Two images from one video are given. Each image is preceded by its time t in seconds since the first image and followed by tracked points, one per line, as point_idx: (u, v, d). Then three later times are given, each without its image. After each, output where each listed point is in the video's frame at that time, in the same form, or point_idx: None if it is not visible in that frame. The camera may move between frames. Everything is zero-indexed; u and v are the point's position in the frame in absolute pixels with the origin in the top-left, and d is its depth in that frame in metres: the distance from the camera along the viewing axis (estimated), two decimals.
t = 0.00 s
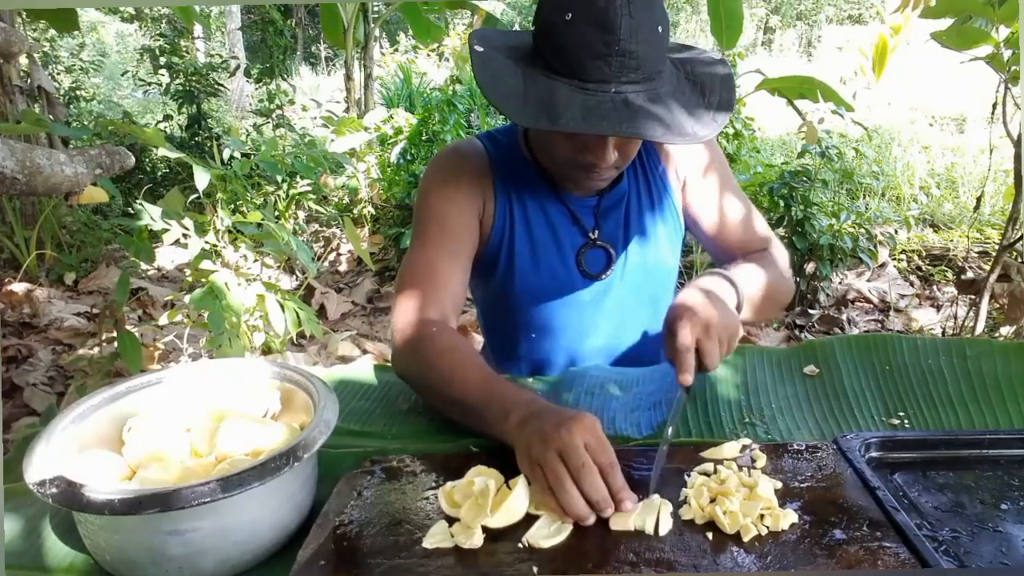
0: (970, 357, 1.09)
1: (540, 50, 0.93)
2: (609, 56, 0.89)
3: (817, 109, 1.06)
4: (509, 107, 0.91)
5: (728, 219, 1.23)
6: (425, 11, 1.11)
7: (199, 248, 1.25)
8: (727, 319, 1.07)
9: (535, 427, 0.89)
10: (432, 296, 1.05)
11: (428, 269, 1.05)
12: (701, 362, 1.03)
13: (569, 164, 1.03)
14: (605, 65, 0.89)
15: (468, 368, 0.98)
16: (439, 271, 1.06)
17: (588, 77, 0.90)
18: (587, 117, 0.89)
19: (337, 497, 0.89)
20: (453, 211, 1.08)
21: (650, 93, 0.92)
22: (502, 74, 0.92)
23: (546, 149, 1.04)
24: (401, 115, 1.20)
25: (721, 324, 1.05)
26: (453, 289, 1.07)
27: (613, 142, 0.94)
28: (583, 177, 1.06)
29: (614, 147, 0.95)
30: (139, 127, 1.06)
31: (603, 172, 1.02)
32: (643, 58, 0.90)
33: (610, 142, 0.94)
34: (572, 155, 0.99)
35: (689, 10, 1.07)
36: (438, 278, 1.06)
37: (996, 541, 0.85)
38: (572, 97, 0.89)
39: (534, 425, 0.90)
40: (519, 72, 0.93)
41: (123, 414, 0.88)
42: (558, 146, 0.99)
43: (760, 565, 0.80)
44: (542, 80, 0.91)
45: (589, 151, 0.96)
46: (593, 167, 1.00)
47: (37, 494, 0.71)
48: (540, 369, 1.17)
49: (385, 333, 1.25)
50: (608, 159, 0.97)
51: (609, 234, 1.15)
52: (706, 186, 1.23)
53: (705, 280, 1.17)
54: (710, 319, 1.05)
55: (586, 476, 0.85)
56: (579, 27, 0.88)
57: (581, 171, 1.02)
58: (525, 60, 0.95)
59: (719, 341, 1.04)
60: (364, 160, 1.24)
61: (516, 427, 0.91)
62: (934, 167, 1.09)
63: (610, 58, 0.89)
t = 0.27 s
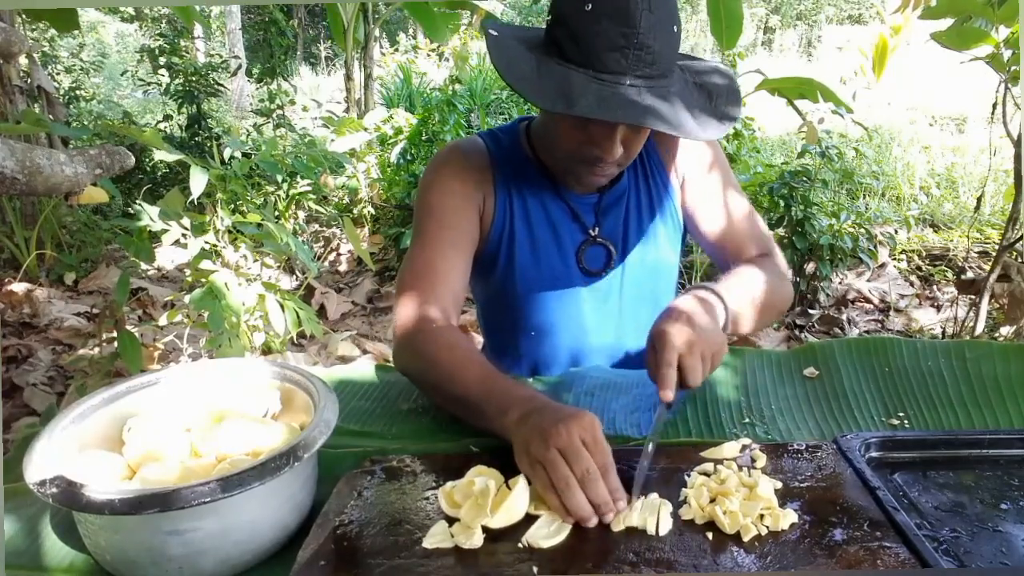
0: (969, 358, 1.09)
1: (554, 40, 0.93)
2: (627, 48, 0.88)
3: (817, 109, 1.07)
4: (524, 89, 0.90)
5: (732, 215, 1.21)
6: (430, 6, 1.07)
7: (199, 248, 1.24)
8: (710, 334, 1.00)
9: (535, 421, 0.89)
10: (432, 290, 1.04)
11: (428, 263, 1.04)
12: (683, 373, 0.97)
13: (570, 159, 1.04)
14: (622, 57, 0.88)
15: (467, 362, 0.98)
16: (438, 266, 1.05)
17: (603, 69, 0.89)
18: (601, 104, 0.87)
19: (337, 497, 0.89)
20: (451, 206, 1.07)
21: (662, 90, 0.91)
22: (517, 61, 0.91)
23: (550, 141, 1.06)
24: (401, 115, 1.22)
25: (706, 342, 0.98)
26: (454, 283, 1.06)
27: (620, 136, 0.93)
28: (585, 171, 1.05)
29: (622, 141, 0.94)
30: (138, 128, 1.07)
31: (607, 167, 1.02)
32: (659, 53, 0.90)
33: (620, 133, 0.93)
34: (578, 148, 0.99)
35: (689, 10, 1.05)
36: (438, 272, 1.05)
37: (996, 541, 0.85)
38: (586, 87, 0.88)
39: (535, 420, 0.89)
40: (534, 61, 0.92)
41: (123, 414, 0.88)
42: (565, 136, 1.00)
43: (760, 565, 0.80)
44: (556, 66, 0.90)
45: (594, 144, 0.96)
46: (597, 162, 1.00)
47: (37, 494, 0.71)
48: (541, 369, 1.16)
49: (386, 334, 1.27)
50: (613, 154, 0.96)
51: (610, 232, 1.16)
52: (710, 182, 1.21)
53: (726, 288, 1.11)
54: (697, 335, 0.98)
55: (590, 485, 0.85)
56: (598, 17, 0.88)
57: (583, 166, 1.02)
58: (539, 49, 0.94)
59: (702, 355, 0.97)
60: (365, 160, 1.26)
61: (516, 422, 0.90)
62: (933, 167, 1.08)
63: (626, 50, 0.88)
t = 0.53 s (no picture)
0: (969, 357, 1.09)
1: (558, 25, 0.98)
2: (633, 16, 0.93)
3: (817, 109, 1.08)
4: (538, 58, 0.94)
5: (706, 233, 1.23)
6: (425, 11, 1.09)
7: (199, 249, 1.24)
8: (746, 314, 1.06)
9: (607, 407, 0.81)
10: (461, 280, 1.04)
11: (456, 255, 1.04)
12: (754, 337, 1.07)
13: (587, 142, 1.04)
14: (629, 24, 0.93)
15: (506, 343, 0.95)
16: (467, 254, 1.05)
17: (612, 38, 0.93)
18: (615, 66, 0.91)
19: (337, 497, 0.89)
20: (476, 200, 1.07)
21: (672, 52, 0.94)
22: (527, 40, 0.96)
23: (565, 131, 1.06)
24: (401, 115, 1.20)
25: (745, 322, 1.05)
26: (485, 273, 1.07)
27: (634, 108, 0.98)
28: (602, 153, 1.05)
29: (635, 114, 0.99)
30: (137, 128, 1.07)
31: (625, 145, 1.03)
32: (663, 23, 0.95)
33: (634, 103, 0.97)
34: (595, 125, 1.01)
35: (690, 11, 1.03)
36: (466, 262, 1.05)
37: (996, 541, 0.85)
38: (597, 51, 0.92)
39: (605, 405, 0.81)
40: (542, 41, 0.96)
41: (123, 414, 0.88)
42: (580, 115, 1.01)
43: (760, 565, 0.81)
44: (567, 43, 0.94)
45: (612, 117, 0.99)
46: (615, 139, 1.02)
47: (37, 494, 0.71)
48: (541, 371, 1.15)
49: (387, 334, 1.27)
50: (630, 128, 1.00)
51: (624, 230, 1.15)
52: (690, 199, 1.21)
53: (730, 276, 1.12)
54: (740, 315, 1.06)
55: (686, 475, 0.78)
56: None
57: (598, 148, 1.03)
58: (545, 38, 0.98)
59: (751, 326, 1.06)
60: (364, 160, 1.25)
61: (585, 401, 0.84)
62: (934, 167, 1.09)
63: (632, 18, 0.93)
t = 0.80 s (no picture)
0: (969, 358, 1.08)
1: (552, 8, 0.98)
2: (613, 4, 0.92)
3: (817, 109, 1.07)
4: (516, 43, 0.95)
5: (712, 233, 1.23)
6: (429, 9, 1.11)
7: (199, 249, 1.24)
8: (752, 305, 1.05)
9: (566, 386, 0.81)
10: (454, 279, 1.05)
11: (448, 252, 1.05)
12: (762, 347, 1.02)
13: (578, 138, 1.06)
14: (609, 12, 0.92)
15: (472, 331, 0.98)
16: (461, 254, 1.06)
17: (592, 25, 0.93)
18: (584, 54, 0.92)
19: (337, 497, 0.89)
20: (473, 200, 1.08)
21: (652, 40, 0.93)
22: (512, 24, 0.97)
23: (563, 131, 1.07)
24: (401, 115, 1.19)
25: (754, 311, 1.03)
26: (475, 278, 1.08)
27: (614, 100, 0.98)
28: (586, 146, 1.06)
29: (615, 106, 0.99)
30: (138, 128, 1.07)
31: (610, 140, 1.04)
32: (647, 12, 0.93)
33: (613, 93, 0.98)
34: (577, 116, 1.02)
35: (689, 10, 1.03)
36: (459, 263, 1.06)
37: (996, 541, 0.85)
38: (574, 38, 0.92)
39: (568, 385, 0.81)
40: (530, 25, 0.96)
41: (123, 414, 0.88)
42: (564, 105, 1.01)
43: (760, 566, 0.81)
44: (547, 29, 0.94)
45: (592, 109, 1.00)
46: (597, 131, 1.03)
47: (37, 494, 0.71)
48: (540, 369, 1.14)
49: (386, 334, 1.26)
50: (610, 119, 1.01)
51: (623, 229, 1.15)
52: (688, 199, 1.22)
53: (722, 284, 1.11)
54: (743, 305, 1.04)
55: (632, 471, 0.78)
56: None
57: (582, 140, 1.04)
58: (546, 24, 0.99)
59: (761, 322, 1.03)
60: (364, 160, 1.20)
61: (547, 385, 0.83)
62: (934, 167, 1.09)
63: (612, 5, 0.92)
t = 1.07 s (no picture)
0: (969, 357, 1.08)
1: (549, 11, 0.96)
2: (613, 5, 0.91)
3: (817, 109, 1.07)
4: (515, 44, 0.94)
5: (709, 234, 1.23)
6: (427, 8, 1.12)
7: (199, 248, 1.25)
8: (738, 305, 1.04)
9: (493, 427, 0.77)
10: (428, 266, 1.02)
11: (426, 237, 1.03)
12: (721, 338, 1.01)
13: (574, 138, 1.05)
14: (609, 13, 0.91)
15: (428, 336, 0.91)
16: (441, 243, 1.04)
17: (593, 26, 0.92)
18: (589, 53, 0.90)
19: (337, 497, 0.89)
20: (461, 195, 1.07)
21: (654, 41, 0.92)
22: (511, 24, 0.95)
23: (559, 133, 1.07)
24: (401, 116, 1.20)
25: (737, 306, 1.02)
26: (451, 270, 1.05)
27: (616, 101, 0.98)
28: (586, 146, 1.06)
29: (616, 107, 0.99)
30: (137, 127, 1.06)
31: (607, 139, 1.04)
32: (648, 12, 0.92)
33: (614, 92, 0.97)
34: (576, 116, 1.01)
35: (689, 10, 1.03)
36: (438, 248, 1.04)
37: (996, 541, 0.85)
38: (574, 40, 0.91)
39: (491, 423, 0.77)
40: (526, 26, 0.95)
41: (123, 414, 0.88)
42: (562, 106, 1.01)
43: (760, 566, 0.81)
44: (546, 31, 0.93)
45: (592, 109, 0.99)
46: (595, 131, 1.02)
47: (37, 494, 0.71)
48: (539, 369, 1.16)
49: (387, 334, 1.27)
50: (609, 120, 1.00)
51: (619, 229, 1.15)
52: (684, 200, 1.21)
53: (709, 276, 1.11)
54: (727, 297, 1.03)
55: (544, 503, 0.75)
56: None
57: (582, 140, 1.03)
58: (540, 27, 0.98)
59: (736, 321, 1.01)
60: (364, 160, 1.22)
61: (472, 409, 0.79)
62: (934, 167, 1.09)
63: (612, 6, 0.91)
